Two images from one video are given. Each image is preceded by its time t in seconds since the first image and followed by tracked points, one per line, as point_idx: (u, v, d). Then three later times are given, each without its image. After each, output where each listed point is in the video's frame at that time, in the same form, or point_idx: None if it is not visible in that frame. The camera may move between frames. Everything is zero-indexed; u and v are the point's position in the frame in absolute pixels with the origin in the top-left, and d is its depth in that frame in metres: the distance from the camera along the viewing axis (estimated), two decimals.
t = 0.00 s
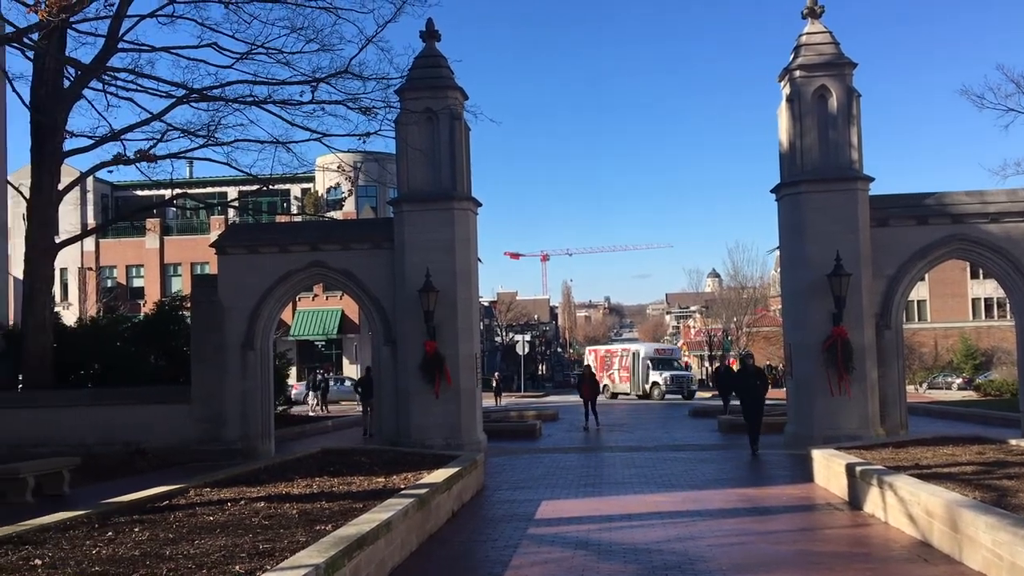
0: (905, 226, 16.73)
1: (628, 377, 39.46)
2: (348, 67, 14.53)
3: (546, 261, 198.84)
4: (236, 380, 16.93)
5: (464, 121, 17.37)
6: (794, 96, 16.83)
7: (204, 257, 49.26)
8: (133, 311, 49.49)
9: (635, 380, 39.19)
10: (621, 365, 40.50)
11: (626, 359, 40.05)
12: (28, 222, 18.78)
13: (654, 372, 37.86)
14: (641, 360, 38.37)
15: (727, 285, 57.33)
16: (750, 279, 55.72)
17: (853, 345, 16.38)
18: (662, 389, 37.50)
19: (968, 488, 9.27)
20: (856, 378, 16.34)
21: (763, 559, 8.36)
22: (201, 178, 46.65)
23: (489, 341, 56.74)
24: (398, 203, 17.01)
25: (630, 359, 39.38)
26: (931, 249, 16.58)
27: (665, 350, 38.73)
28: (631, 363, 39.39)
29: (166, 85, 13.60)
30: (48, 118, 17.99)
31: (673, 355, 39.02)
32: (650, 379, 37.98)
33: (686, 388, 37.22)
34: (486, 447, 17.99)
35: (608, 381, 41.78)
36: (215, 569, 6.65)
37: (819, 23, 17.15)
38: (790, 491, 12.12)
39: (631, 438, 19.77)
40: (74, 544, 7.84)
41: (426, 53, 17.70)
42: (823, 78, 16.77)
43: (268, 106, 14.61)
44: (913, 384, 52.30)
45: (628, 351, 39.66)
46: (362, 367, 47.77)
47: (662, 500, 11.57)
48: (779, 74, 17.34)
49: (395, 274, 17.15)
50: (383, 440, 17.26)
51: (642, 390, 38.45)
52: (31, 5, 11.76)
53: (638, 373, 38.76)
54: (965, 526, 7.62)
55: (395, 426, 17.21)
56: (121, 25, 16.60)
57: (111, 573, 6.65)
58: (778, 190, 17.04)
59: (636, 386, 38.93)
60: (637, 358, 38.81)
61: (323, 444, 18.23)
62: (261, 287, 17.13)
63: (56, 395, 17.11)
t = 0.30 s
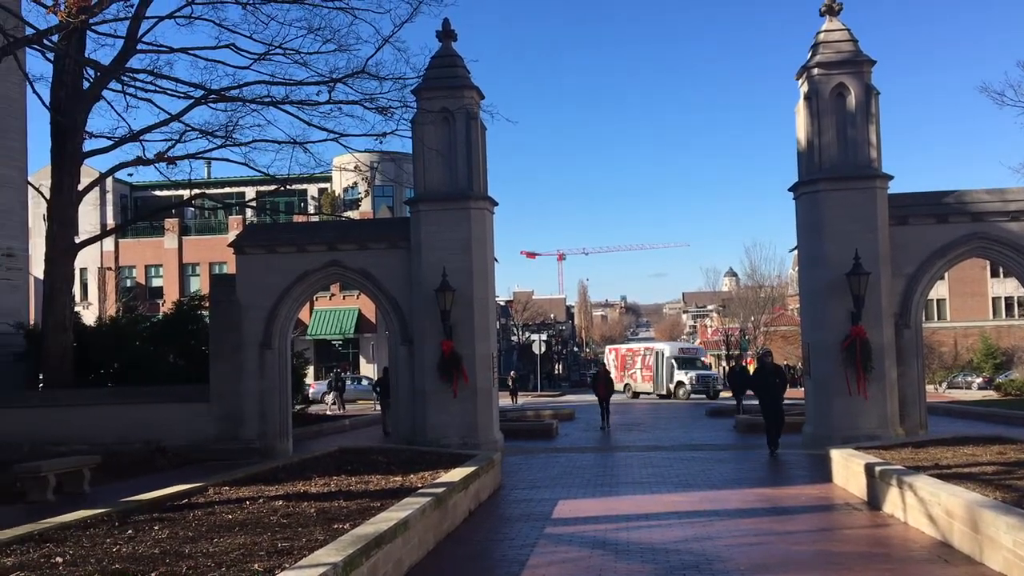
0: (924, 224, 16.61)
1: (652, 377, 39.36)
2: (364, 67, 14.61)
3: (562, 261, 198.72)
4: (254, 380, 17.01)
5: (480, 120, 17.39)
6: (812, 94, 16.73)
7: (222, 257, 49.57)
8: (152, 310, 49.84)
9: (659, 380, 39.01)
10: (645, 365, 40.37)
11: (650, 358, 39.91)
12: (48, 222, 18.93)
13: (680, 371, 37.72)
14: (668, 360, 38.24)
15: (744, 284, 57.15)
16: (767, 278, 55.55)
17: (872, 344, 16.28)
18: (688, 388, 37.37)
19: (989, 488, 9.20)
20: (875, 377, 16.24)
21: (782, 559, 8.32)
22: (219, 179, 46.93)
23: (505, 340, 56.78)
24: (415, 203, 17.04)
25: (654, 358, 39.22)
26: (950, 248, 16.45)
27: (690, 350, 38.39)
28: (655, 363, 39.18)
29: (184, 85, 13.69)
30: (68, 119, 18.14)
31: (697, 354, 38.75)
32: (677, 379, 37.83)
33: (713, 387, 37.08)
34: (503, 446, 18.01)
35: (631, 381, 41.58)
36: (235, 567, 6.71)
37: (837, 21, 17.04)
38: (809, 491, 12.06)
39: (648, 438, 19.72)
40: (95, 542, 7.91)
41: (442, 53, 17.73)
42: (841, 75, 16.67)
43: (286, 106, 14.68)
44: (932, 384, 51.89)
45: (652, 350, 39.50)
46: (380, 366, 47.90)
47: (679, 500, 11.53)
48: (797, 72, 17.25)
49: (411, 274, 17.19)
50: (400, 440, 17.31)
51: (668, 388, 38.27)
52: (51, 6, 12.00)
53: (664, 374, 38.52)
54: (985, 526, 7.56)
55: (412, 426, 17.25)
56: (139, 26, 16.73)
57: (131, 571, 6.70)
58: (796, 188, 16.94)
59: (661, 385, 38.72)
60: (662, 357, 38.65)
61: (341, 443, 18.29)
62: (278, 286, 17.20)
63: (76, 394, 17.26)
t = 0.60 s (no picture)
0: (952, 222, 16.42)
1: (682, 376, 39.10)
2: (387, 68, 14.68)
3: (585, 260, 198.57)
4: (278, 378, 17.10)
5: (503, 120, 17.39)
6: (837, 91, 16.60)
7: (246, 257, 49.92)
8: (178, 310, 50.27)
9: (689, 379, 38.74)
10: (676, 364, 40.02)
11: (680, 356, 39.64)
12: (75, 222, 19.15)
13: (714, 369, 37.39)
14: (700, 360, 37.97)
15: (768, 283, 56.83)
16: (791, 276, 55.24)
17: (899, 343, 16.13)
18: (722, 388, 37.22)
19: (1018, 488, 9.09)
20: (902, 376, 16.09)
21: (808, 559, 8.27)
22: (244, 179, 47.29)
23: (528, 339, 56.75)
24: (437, 202, 17.07)
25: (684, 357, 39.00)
26: (979, 246, 16.25)
27: (722, 349, 38.18)
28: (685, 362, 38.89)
29: (209, 86, 13.80)
30: (94, 120, 18.35)
31: (729, 353, 38.54)
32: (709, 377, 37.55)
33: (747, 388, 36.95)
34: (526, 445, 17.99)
35: (660, 379, 41.16)
36: (261, 564, 6.76)
37: (863, 17, 16.88)
38: (834, 491, 11.96)
39: (672, 437, 19.65)
40: (122, 539, 7.99)
41: (465, 53, 17.75)
42: (866, 72, 16.52)
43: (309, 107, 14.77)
44: (960, 383, 51.27)
45: (683, 349, 39.35)
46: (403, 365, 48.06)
47: (702, 500, 11.46)
48: (822, 69, 17.12)
49: (434, 273, 17.22)
50: (424, 438, 17.35)
51: (701, 387, 38.02)
52: (77, 7, 12.18)
53: (696, 373, 38.24)
54: (1014, 527, 7.48)
55: (435, 424, 17.29)
56: (165, 28, 16.88)
57: (158, 568, 6.77)
58: (821, 185, 16.81)
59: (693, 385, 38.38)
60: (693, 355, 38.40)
61: (365, 442, 18.36)
62: (302, 285, 17.29)
63: (103, 392, 17.45)
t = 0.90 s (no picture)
0: (975, 219, 16.26)
1: (709, 376, 38.96)
2: (407, 67, 14.72)
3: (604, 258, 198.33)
4: (299, 377, 17.18)
5: (522, 118, 17.40)
6: (859, 87, 16.48)
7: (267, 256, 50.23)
8: (199, 309, 50.62)
9: (718, 377, 38.63)
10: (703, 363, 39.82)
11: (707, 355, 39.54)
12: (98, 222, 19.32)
13: (746, 369, 37.23)
14: (729, 360, 37.96)
15: (789, 281, 56.55)
16: (813, 274, 54.93)
17: (921, 342, 16.00)
18: (752, 387, 37.13)
19: None
20: (924, 375, 15.95)
21: (830, 559, 8.22)
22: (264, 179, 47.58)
23: (547, 338, 56.74)
24: (457, 201, 17.10)
25: (713, 355, 38.92)
26: (1003, 243, 16.08)
27: (750, 346, 38.32)
28: (714, 361, 38.85)
29: (230, 87, 13.87)
30: (117, 121, 18.52)
31: (757, 352, 38.61)
32: (740, 377, 37.49)
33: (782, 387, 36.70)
34: (546, 444, 17.99)
35: (685, 378, 40.75)
36: (283, 562, 6.78)
37: (885, 13, 16.74)
38: (856, 491, 11.88)
39: (692, 436, 19.60)
40: (146, 536, 8.06)
41: (484, 52, 17.77)
42: (888, 68, 16.38)
43: (329, 107, 14.83)
44: (984, 382, 50.79)
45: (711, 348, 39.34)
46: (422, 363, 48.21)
47: (724, 500, 11.41)
48: (844, 66, 17.00)
49: (454, 272, 17.24)
50: (443, 437, 17.38)
51: (731, 387, 37.95)
52: (98, 8, 12.29)
53: (725, 371, 38.31)
54: None
55: (454, 423, 17.31)
56: (186, 29, 17.00)
57: (181, 565, 6.81)
58: (843, 183, 16.69)
59: (723, 384, 38.32)
60: (723, 355, 38.39)
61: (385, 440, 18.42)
62: (322, 285, 17.34)
63: (126, 392, 17.60)
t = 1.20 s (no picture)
0: (1007, 216, 16.05)
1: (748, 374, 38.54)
2: (432, 67, 14.78)
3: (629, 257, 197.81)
4: (326, 375, 17.28)
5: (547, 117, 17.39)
6: (888, 83, 16.31)
7: (294, 256, 50.57)
8: (227, 308, 51.05)
9: (755, 376, 37.95)
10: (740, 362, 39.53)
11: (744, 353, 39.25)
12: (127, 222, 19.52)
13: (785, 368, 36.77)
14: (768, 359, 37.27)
15: (817, 279, 56.10)
16: (841, 272, 54.44)
17: (952, 340, 15.81)
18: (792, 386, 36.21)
19: None
20: (955, 374, 15.76)
21: (859, 559, 8.15)
22: (291, 179, 47.88)
23: (573, 336, 56.70)
24: (482, 200, 17.12)
25: (749, 354, 38.42)
26: None
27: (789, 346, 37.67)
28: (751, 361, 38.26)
29: (258, 88, 13.98)
30: (146, 123, 18.73)
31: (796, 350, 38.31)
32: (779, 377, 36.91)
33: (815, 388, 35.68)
34: (571, 443, 17.97)
35: (721, 376, 40.60)
36: (311, 559, 6.83)
37: (914, 8, 16.55)
38: (886, 490, 11.76)
39: (718, 435, 19.50)
40: (176, 534, 8.14)
41: (509, 50, 17.78)
42: (918, 63, 16.19)
43: (355, 107, 14.91)
44: (1016, 381, 50.10)
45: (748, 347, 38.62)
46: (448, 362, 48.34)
47: (751, 499, 11.33)
48: (873, 61, 16.83)
49: (479, 271, 17.26)
50: (469, 436, 17.41)
51: (770, 386, 37.28)
52: (126, 10, 12.42)
53: (764, 370, 37.61)
54: None
55: (480, 422, 17.33)
56: (213, 30, 17.15)
57: (211, 563, 6.87)
58: (872, 179, 16.52)
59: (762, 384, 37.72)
60: (760, 354, 37.71)
61: (411, 439, 18.47)
62: (348, 284, 17.42)
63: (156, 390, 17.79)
